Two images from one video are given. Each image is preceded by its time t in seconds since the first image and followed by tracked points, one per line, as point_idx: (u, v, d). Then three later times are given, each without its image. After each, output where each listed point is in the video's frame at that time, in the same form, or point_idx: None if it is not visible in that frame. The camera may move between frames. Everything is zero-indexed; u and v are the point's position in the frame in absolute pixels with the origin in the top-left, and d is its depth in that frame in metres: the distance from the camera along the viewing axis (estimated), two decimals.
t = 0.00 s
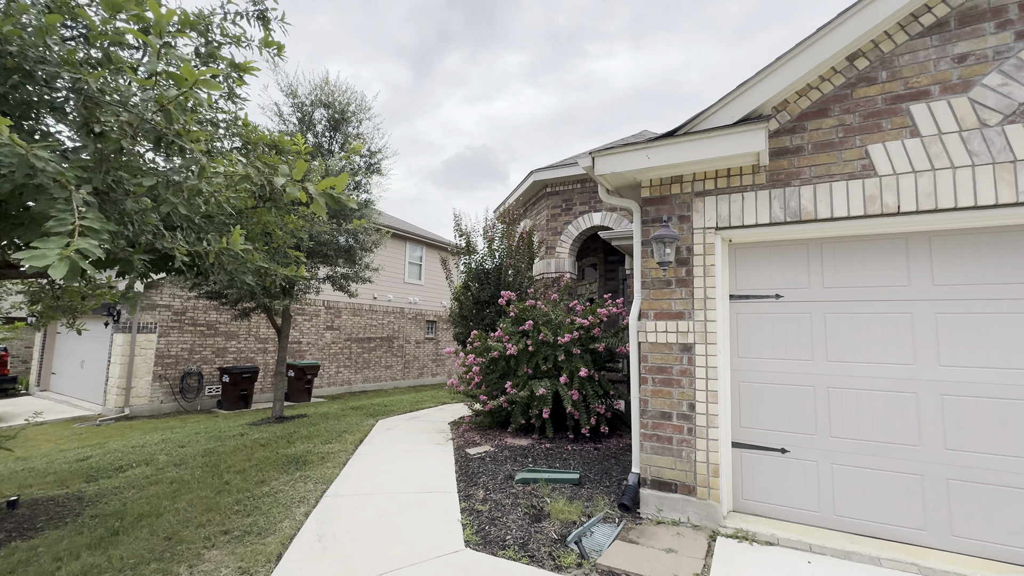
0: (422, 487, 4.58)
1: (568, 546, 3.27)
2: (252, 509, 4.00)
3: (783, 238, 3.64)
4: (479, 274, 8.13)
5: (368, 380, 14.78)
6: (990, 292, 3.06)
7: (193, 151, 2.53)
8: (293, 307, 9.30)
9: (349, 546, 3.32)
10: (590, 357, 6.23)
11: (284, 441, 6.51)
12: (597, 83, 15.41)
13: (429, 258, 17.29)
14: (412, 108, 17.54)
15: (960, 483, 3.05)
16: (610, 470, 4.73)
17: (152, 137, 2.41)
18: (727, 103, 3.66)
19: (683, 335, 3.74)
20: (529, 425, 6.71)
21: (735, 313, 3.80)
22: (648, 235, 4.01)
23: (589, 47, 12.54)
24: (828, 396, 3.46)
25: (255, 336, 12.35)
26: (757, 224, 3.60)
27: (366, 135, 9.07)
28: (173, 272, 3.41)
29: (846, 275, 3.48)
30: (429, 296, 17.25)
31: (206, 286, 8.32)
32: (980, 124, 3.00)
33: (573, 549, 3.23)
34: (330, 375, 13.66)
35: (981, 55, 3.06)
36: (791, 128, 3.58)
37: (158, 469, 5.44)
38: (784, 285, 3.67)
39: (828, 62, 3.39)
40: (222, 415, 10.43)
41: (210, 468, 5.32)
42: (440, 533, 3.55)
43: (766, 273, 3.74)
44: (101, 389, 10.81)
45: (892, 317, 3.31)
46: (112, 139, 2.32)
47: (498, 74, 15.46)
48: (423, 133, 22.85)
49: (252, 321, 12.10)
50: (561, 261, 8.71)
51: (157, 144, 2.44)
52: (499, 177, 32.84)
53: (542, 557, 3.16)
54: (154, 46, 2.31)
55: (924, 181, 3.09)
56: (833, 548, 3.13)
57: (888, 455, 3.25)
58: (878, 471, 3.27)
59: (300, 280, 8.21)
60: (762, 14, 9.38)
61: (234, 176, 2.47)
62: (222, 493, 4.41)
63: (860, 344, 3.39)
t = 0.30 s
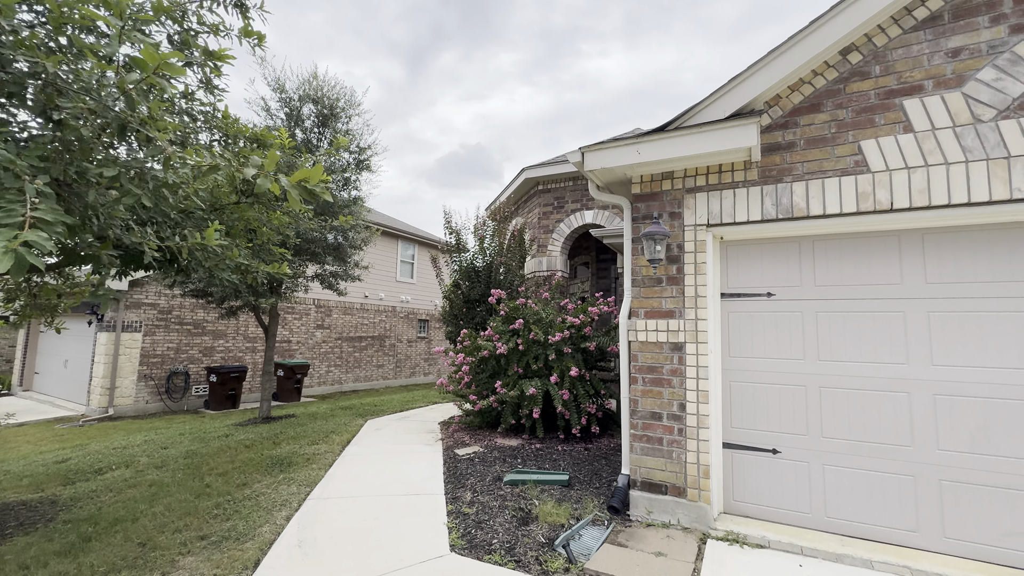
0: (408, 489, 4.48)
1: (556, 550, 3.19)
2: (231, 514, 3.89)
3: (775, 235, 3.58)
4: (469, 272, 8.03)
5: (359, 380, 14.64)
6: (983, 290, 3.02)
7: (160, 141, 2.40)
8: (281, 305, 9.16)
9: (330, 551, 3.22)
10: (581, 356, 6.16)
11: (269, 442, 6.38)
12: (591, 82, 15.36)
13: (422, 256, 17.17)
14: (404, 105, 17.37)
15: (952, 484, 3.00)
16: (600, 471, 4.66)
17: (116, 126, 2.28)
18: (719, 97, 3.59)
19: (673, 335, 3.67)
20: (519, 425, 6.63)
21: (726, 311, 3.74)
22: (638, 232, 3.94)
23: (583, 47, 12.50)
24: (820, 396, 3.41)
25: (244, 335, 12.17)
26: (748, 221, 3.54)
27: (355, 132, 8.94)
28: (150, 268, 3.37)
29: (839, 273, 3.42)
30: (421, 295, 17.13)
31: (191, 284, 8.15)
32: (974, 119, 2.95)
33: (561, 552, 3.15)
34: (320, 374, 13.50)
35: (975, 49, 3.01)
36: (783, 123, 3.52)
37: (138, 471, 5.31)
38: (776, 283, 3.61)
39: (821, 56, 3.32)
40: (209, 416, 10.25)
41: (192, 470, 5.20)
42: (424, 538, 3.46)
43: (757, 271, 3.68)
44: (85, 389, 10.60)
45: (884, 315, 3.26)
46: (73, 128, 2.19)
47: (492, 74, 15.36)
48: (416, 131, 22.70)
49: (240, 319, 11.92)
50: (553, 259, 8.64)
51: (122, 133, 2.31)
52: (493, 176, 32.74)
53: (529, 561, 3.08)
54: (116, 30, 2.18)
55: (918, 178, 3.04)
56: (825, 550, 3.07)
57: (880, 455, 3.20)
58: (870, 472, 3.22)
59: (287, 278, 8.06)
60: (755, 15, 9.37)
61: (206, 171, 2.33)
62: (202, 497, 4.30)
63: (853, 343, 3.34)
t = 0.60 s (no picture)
0: (394, 493, 4.33)
1: (547, 557, 3.05)
2: (207, 521, 3.72)
3: (772, 231, 3.48)
4: (459, 270, 7.87)
5: (347, 379, 14.40)
6: (984, 288, 2.94)
7: (119, 121, 2.17)
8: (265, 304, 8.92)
9: (309, 561, 3.07)
10: (573, 356, 6.04)
11: (251, 444, 6.18)
12: (582, 82, 15.27)
13: (411, 254, 16.96)
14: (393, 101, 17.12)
15: (953, 486, 2.93)
16: (592, 473, 4.55)
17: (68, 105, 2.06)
18: (716, 88, 3.48)
19: (669, 334, 3.56)
20: (509, 426, 6.50)
21: (722, 310, 3.64)
22: (632, 227, 3.82)
23: (575, 47, 12.42)
24: (818, 397, 3.32)
25: (228, 334, 11.89)
26: (745, 216, 3.44)
27: (343, 126, 8.72)
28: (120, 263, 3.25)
29: (838, 270, 3.33)
30: (410, 294, 16.93)
31: (171, 281, 7.89)
32: (977, 112, 2.87)
33: (553, 560, 3.01)
34: (307, 373, 13.24)
35: (978, 40, 2.93)
36: (781, 116, 3.42)
37: (112, 475, 5.08)
38: (773, 281, 3.52)
39: (821, 46, 3.23)
40: (191, 417, 9.98)
41: (169, 474, 4.99)
42: (410, 545, 3.31)
43: (754, 268, 3.58)
44: (61, 390, 10.26)
45: (884, 313, 3.18)
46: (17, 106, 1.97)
47: (483, 73, 15.22)
48: (407, 129, 22.46)
49: (224, 318, 11.63)
50: (544, 257, 8.52)
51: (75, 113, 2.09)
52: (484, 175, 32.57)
53: (519, 570, 2.95)
54: None
55: (919, 172, 2.96)
56: (824, 555, 2.98)
57: (879, 457, 3.12)
58: (868, 475, 3.14)
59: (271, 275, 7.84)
60: (746, 19, 9.34)
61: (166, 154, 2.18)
62: (177, 503, 4.10)
63: (852, 342, 3.26)
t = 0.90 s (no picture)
0: (381, 502, 4.14)
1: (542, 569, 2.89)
2: (180, 535, 3.50)
3: (774, 230, 3.37)
4: (448, 269, 7.68)
5: (334, 380, 14.11)
6: (991, 289, 2.87)
7: (69, 100, 1.99)
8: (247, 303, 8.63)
9: None
10: (565, 357, 5.90)
11: (232, 449, 5.93)
12: (572, 82, 15.17)
13: (399, 253, 16.70)
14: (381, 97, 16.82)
15: (959, 494, 2.85)
16: (586, 479, 4.41)
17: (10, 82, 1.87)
18: (718, 81, 3.35)
19: (667, 336, 3.43)
20: (500, 429, 6.34)
21: (722, 311, 3.52)
22: (630, 225, 3.69)
23: (565, 46, 12.31)
24: (821, 401, 3.21)
25: (209, 334, 11.54)
26: (747, 214, 3.32)
27: (329, 120, 8.46)
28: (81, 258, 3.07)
29: (841, 270, 3.24)
30: (398, 293, 16.67)
31: (147, 279, 7.58)
32: (986, 108, 2.78)
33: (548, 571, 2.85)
34: (292, 374, 12.93)
35: (987, 33, 2.84)
36: (784, 111, 3.30)
37: (81, 484, 4.81)
38: (775, 281, 3.41)
39: (826, 39, 3.12)
40: (169, 419, 9.64)
41: (142, 482, 4.74)
42: (396, 558, 3.14)
43: (756, 268, 3.47)
44: (32, 393, 9.84)
45: (889, 315, 3.09)
46: None
47: (473, 73, 15.04)
48: (396, 127, 22.16)
49: (205, 317, 11.28)
50: (535, 256, 8.37)
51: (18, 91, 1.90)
52: (474, 173, 32.37)
53: None
54: None
55: (927, 169, 2.86)
56: (829, 566, 2.88)
57: (883, 463, 3.03)
58: (873, 481, 3.05)
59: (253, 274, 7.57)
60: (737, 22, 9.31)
61: (130, 137, 2.03)
62: (149, 515, 3.87)
63: (856, 344, 3.16)
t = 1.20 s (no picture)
0: (367, 511, 3.98)
1: None
2: (153, 550, 3.31)
3: (773, 231, 3.30)
4: (437, 269, 7.52)
5: (319, 381, 13.84)
6: (992, 293, 2.82)
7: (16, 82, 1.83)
8: (229, 303, 8.36)
9: None
10: (557, 359, 5.79)
11: (211, 456, 5.71)
12: (562, 81, 15.10)
13: (387, 252, 16.46)
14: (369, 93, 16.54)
15: (960, 501, 2.80)
16: (579, 485, 4.31)
17: None
18: (717, 78, 3.27)
19: (664, 339, 3.34)
20: (490, 433, 6.21)
21: (719, 313, 3.44)
22: (626, 225, 3.59)
23: (555, 46, 12.23)
24: (821, 407, 3.15)
25: (190, 334, 11.21)
26: (746, 215, 3.24)
27: (315, 116, 8.23)
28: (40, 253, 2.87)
29: (842, 272, 3.17)
30: (386, 292, 16.44)
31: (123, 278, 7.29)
32: (989, 108, 2.74)
33: None
34: (276, 375, 12.63)
35: (990, 33, 2.80)
36: (784, 109, 3.23)
37: (49, 494, 4.56)
38: (773, 283, 3.33)
39: (828, 36, 3.05)
40: (147, 423, 9.32)
41: (115, 492, 4.51)
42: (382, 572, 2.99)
43: (754, 270, 3.39)
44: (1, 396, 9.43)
45: (889, 318, 3.03)
46: None
47: (463, 71, 14.86)
48: (384, 125, 21.86)
49: (186, 317, 10.94)
50: (526, 257, 8.25)
51: None
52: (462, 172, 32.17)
53: None
54: None
55: (930, 170, 2.81)
56: (830, 575, 2.81)
57: (884, 469, 2.97)
58: (873, 489, 2.99)
59: (235, 273, 7.32)
60: (726, 25, 9.32)
61: (95, 126, 1.82)
62: (121, 528, 3.67)
63: (856, 348, 3.10)
